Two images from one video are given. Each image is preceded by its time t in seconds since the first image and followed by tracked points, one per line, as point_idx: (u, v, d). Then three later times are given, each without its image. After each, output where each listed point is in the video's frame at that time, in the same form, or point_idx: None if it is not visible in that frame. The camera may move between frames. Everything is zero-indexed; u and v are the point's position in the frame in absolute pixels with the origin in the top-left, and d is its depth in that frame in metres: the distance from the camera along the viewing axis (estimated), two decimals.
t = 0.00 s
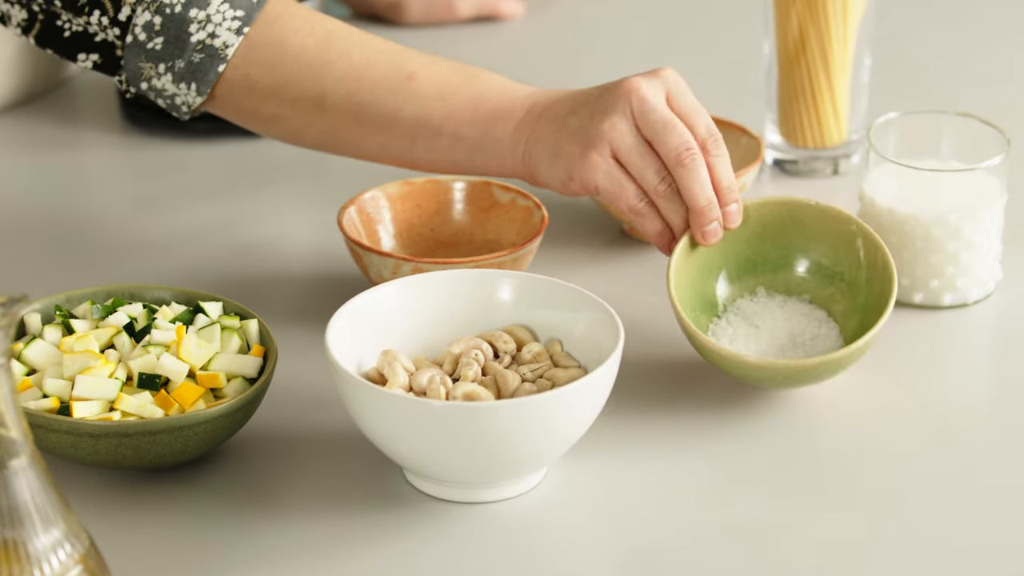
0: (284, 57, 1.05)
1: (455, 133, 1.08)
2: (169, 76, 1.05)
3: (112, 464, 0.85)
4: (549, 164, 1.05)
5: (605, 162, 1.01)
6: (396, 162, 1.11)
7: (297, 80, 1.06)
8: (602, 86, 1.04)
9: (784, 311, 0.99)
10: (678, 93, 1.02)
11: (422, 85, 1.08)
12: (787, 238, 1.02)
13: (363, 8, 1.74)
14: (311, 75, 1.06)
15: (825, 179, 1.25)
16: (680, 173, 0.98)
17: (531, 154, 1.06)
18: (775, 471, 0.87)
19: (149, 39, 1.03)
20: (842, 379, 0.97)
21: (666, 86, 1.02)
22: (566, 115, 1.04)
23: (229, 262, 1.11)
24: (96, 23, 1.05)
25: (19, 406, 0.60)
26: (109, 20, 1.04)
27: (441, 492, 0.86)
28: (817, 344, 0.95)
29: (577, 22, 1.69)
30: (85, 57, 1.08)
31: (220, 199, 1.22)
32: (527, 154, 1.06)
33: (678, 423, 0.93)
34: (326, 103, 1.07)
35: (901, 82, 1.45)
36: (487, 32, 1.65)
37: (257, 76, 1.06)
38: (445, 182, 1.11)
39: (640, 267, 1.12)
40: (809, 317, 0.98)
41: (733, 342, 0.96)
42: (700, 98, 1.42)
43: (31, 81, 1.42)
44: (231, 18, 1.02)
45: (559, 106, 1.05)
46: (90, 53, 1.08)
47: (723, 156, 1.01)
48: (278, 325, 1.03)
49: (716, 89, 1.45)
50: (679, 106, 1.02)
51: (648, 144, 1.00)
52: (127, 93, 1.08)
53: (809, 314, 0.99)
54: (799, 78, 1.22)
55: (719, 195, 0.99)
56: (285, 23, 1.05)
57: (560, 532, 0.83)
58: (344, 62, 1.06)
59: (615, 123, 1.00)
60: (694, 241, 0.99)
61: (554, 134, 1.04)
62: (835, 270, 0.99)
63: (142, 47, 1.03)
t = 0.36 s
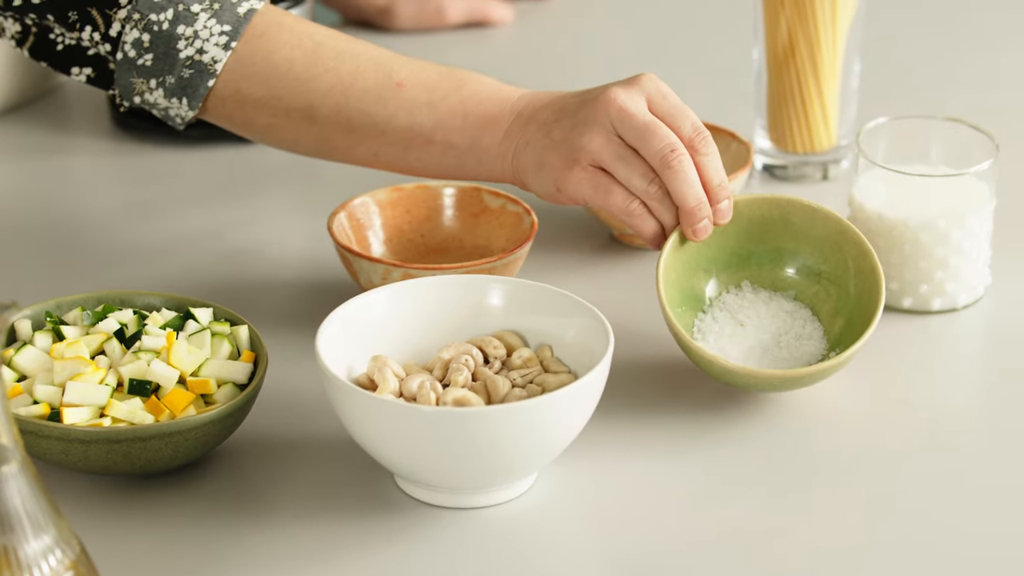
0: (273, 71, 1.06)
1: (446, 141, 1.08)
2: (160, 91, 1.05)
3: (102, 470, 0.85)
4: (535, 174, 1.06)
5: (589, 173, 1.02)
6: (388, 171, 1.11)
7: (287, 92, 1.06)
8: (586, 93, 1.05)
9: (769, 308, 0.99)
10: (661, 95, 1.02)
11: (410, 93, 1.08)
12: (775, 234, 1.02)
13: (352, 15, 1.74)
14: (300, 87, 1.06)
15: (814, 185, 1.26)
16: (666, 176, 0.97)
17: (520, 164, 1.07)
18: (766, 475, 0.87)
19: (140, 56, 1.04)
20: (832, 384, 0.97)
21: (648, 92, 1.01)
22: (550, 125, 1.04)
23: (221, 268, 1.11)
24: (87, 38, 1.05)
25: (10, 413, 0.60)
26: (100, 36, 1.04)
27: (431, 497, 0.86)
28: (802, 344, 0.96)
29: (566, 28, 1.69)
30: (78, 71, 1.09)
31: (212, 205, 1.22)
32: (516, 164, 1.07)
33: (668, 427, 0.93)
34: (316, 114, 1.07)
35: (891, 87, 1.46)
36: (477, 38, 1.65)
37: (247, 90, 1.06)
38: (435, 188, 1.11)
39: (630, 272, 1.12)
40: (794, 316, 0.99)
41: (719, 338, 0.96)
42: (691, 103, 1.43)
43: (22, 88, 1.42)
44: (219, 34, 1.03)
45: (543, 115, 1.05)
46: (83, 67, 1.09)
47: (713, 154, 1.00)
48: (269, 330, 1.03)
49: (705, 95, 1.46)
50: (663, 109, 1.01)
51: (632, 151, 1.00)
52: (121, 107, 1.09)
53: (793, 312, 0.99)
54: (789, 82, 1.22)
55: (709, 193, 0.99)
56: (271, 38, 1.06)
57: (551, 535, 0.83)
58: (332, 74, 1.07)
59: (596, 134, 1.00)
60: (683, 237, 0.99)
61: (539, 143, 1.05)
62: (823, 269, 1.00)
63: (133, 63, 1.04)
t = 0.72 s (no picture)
0: (260, 79, 1.06)
1: (435, 149, 1.08)
2: (148, 99, 1.06)
3: (96, 474, 0.85)
4: (522, 183, 1.06)
5: (574, 183, 1.03)
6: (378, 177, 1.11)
7: (274, 99, 1.06)
8: (573, 100, 1.05)
9: (762, 309, 0.99)
10: (646, 103, 1.01)
11: (398, 101, 1.08)
12: (764, 235, 1.01)
13: (345, 19, 1.74)
14: (288, 94, 1.06)
15: (807, 188, 1.26)
16: (648, 188, 0.97)
17: (508, 172, 1.07)
18: (758, 479, 0.87)
19: (127, 64, 1.05)
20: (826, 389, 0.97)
21: (633, 100, 1.01)
22: (536, 134, 1.05)
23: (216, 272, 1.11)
24: (76, 47, 1.06)
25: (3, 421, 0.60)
26: (89, 44, 1.06)
27: (425, 501, 0.86)
28: (793, 347, 0.95)
29: (560, 32, 1.69)
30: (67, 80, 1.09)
31: (207, 209, 1.22)
32: (504, 173, 1.07)
33: (661, 430, 0.93)
34: (305, 122, 1.07)
35: (885, 90, 1.46)
36: (470, 42, 1.65)
37: (236, 99, 1.06)
38: (428, 192, 1.11)
39: (623, 276, 1.12)
40: (787, 316, 0.99)
41: (708, 344, 0.97)
42: (684, 107, 1.43)
43: (15, 92, 1.42)
44: (206, 41, 1.04)
45: (530, 123, 1.06)
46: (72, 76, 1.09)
47: (697, 162, 0.99)
48: (261, 335, 1.03)
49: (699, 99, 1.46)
50: (648, 117, 1.01)
51: (616, 161, 1.00)
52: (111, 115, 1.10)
53: (786, 314, 0.99)
54: (782, 87, 1.23)
55: (693, 201, 0.98)
56: (258, 48, 1.06)
57: (545, 539, 0.83)
58: (321, 82, 1.07)
59: (579, 146, 1.01)
60: (670, 244, 0.99)
61: (525, 151, 1.05)
62: (815, 267, 0.99)
63: (122, 71, 1.05)
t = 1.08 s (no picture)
0: (254, 81, 1.06)
1: (429, 151, 1.07)
2: (140, 101, 1.06)
3: (91, 477, 0.85)
4: (521, 182, 1.06)
5: (574, 181, 1.03)
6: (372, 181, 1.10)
7: (268, 103, 1.06)
8: (569, 100, 1.05)
9: (754, 315, 1.00)
10: (643, 103, 1.03)
11: (392, 103, 1.08)
12: (752, 246, 1.02)
13: (339, 22, 1.73)
14: (283, 97, 1.06)
15: (801, 190, 1.26)
16: (651, 187, 0.99)
17: (504, 174, 1.07)
18: (753, 482, 0.87)
19: (120, 66, 1.05)
20: (821, 390, 0.97)
21: (631, 99, 1.03)
22: (534, 133, 1.05)
23: (211, 276, 1.11)
24: (67, 49, 1.07)
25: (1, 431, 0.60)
26: (80, 47, 1.06)
27: (419, 504, 0.86)
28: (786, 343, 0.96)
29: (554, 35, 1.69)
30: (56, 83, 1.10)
31: (201, 212, 1.22)
32: (500, 174, 1.07)
33: (656, 432, 0.93)
34: (299, 124, 1.06)
35: (878, 91, 1.47)
36: (464, 45, 1.65)
37: (228, 101, 1.06)
38: (423, 194, 1.11)
39: (618, 278, 1.12)
40: (779, 323, 0.99)
41: (704, 343, 0.97)
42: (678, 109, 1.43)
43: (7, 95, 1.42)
44: (200, 44, 1.04)
45: (526, 123, 1.06)
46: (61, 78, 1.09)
47: (693, 163, 1.02)
48: (256, 337, 1.03)
49: (693, 102, 1.46)
50: (646, 118, 1.03)
51: (617, 158, 1.02)
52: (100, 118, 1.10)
53: (778, 319, 0.99)
54: (776, 91, 1.23)
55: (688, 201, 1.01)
56: (250, 51, 1.06)
57: (540, 541, 0.83)
58: (314, 84, 1.07)
59: (580, 144, 1.01)
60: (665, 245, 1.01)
61: (523, 150, 1.05)
62: (804, 276, 1.00)
63: (114, 73, 1.06)
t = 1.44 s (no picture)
0: (247, 71, 1.05)
1: (415, 151, 1.07)
2: (129, 88, 1.07)
3: (87, 478, 0.85)
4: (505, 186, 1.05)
5: (560, 187, 1.02)
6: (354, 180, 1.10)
7: (258, 93, 1.05)
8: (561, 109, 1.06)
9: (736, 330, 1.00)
10: (636, 120, 1.04)
11: (382, 102, 1.07)
12: (740, 260, 1.03)
13: (335, 23, 1.73)
14: (274, 89, 1.06)
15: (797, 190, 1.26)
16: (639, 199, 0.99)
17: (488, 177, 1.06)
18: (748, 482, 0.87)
19: (112, 53, 1.07)
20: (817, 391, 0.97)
21: (625, 115, 1.04)
22: (524, 138, 1.04)
23: (208, 278, 1.11)
24: (59, 36, 1.10)
25: None
26: (72, 33, 1.09)
27: (416, 504, 0.86)
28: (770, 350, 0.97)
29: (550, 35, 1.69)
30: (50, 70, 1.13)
31: (197, 213, 1.22)
32: (484, 177, 1.06)
33: (651, 432, 0.93)
34: (288, 117, 1.06)
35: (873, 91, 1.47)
36: (460, 46, 1.65)
37: (219, 90, 1.05)
38: (419, 195, 1.11)
39: (614, 279, 1.12)
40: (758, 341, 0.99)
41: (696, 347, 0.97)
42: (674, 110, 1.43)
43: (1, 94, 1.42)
44: (193, 33, 1.05)
45: (517, 130, 1.06)
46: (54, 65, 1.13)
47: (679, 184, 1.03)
48: (251, 339, 1.03)
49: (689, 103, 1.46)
50: (637, 134, 1.03)
51: (607, 169, 1.02)
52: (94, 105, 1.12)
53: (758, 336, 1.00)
54: (771, 91, 1.23)
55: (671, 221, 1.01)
56: (246, 40, 1.06)
57: (536, 542, 0.83)
58: (307, 78, 1.06)
59: (572, 150, 1.01)
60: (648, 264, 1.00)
61: (512, 155, 1.04)
62: (783, 296, 1.01)
63: (105, 59, 1.07)
